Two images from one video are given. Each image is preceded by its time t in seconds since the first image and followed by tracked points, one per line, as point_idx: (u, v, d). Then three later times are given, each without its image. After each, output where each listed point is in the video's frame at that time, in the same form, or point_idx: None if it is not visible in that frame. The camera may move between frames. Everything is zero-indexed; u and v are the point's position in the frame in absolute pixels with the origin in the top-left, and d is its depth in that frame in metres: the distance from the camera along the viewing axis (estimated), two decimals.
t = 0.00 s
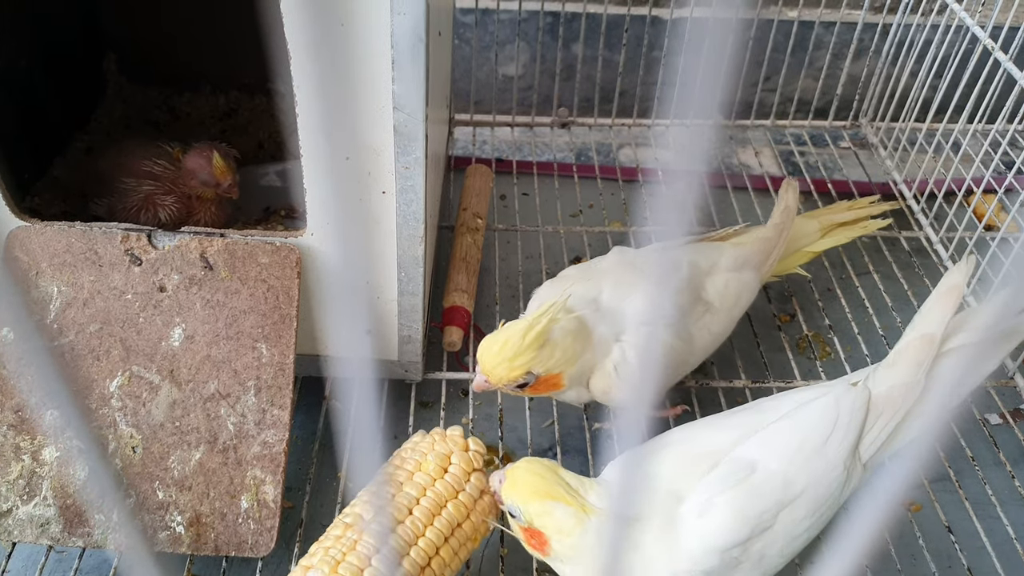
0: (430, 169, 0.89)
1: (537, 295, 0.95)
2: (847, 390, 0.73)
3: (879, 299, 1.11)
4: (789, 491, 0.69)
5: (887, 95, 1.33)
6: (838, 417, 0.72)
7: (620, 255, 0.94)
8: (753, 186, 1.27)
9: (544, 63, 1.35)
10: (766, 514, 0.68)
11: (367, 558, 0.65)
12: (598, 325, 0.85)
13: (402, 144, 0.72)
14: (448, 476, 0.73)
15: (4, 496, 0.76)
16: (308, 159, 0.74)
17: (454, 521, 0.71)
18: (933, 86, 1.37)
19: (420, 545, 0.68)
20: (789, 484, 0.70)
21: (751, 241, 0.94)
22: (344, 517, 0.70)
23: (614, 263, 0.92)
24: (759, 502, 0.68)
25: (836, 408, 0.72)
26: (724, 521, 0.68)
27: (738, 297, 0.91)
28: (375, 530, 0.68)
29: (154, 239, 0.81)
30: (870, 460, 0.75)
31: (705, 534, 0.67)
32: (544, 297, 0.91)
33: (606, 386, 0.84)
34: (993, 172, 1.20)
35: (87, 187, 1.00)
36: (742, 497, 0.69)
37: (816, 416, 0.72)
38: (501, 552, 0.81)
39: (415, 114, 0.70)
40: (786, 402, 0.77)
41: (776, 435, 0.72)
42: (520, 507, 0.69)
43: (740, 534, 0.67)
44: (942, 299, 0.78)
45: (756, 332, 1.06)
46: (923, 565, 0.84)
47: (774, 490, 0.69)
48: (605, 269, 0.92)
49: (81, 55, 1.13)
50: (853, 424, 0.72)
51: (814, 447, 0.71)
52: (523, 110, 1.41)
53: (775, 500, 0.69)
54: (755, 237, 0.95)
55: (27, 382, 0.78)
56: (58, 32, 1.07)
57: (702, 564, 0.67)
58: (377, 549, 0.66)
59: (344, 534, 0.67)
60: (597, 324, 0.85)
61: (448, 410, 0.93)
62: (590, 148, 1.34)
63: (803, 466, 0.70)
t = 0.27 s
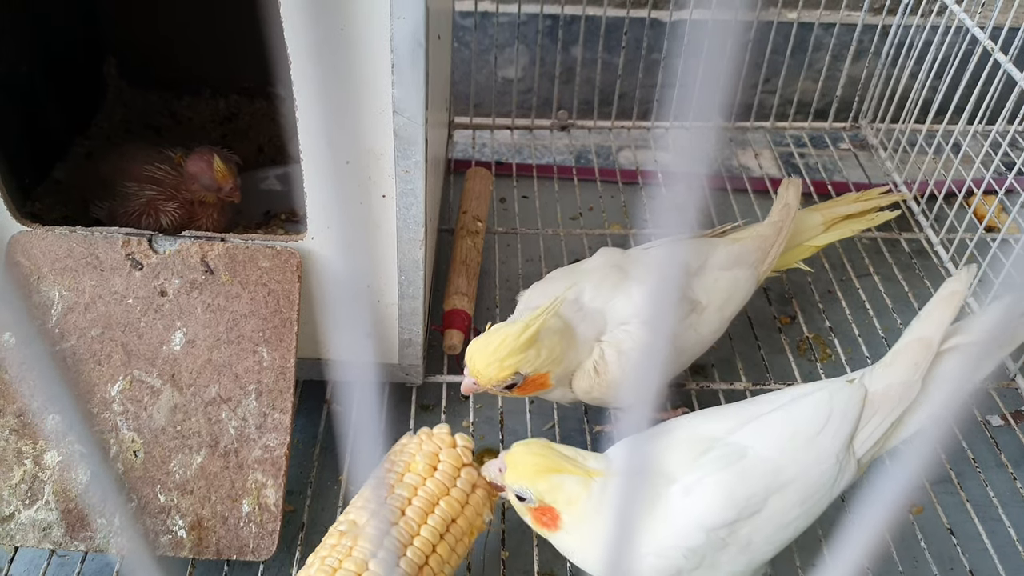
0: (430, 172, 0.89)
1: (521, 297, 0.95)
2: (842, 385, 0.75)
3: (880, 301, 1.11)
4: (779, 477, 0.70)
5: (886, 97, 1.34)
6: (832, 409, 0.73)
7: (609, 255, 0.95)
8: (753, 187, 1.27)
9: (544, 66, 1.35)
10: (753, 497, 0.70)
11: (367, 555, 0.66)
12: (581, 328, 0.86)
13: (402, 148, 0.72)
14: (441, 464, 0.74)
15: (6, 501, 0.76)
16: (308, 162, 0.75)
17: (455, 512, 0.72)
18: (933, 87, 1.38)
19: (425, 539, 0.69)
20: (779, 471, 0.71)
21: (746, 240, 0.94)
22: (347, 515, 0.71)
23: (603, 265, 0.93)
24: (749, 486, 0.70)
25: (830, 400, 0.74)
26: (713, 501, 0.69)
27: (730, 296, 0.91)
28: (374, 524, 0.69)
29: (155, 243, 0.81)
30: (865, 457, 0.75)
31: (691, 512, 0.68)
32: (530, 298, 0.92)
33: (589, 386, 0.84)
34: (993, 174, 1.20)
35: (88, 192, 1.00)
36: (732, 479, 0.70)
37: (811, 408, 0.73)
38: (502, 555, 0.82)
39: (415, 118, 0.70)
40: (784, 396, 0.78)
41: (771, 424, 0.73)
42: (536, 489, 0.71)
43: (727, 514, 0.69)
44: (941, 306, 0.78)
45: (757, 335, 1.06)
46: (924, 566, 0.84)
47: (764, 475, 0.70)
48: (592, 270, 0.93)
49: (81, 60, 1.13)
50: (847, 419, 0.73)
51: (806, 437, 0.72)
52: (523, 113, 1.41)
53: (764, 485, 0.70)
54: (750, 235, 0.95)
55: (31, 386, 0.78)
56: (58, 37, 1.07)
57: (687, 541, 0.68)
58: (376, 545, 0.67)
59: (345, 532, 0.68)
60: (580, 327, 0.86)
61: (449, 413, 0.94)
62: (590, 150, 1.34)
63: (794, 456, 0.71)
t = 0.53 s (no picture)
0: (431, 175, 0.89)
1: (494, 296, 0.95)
2: (836, 372, 0.76)
3: (881, 300, 1.11)
4: (768, 458, 0.72)
5: (886, 96, 1.34)
6: (825, 393, 0.74)
7: (581, 252, 0.97)
8: (753, 187, 1.27)
9: (543, 67, 1.35)
10: (743, 475, 0.71)
11: (365, 537, 0.69)
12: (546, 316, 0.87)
13: (403, 151, 0.72)
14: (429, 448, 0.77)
15: (12, 505, 0.76)
16: (309, 167, 0.75)
17: (444, 497, 0.76)
18: (933, 86, 1.38)
19: (419, 523, 0.73)
20: (770, 452, 0.72)
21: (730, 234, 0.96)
22: (345, 487, 0.74)
23: (574, 258, 0.95)
24: (738, 466, 0.71)
25: (824, 387, 0.75)
26: (702, 478, 0.70)
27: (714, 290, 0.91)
28: (375, 505, 0.72)
29: (158, 248, 0.81)
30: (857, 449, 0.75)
31: (681, 489, 0.70)
32: (505, 293, 0.93)
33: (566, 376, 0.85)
34: (993, 173, 1.20)
35: (90, 196, 1.01)
36: (721, 458, 0.71)
37: (805, 395, 0.74)
38: (505, 557, 0.82)
39: (416, 121, 0.70)
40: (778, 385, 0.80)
41: (764, 409, 0.75)
42: (517, 476, 0.69)
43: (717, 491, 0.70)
44: (942, 303, 0.78)
45: (757, 335, 1.06)
46: (926, 565, 0.84)
47: (753, 455, 0.72)
48: (567, 262, 0.95)
49: (82, 65, 1.14)
50: (840, 407, 0.74)
51: (797, 421, 0.73)
52: (523, 115, 1.41)
53: (755, 465, 0.71)
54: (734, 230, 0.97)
55: (39, 391, 0.79)
56: (59, 41, 1.08)
57: (675, 515, 0.70)
58: (374, 528, 0.70)
59: (343, 509, 0.72)
60: (539, 313, 0.88)
61: (451, 415, 0.94)
62: (590, 151, 1.35)
63: (785, 441, 0.72)
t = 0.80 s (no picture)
0: (432, 180, 0.90)
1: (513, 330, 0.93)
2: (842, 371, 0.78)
3: (882, 302, 1.12)
4: (815, 473, 0.73)
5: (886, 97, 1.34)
6: (846, 401, 0.76)
7: (602, 276, 0.94)
8: (753, 189, 1.27)
9: (543, 71, 1.36)
10: (803, 495, 0.72)
11: (381, 549, 0.70)
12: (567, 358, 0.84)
13: (405, 158, 0.73)
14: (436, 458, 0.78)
15: (19, 512, 0.77)
16: (311, 173, 0.76)
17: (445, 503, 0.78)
18: (933, 86, 1.38)
19: (422, 531, 0.75)
20: (816, 466, 0.73)
21: (743, 255, 0.94)
22: (356, 492, 0.73)
23: (593, 286, 0.92)
24: (793, 485, 0.72)
25: (844, 392, 0.76)
26: (769, 505, 0.70)
27: (723, 313, 0.89)
28: (392, 517, 0.72)
29: (161, 255, 0.82)
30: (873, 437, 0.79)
31: (749, 518, 0.70)
32: (523, 328, 0.90)
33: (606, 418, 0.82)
34: (994, 173, 1.21)
35: (94, 204, 1.02)
36: (777, 481, 0.72)
37: (825, 402, 0.76)
38: (509, 560, 0.82)
39: (417, 129, 0.71)
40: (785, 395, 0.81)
41: (793, 422, 0.76)
42: (559, 417, 0.77)
43: (784, 514, 0.70)
44: (914, 285, 0.85)
45: (759, 337, 1.07)
46: (929, 567, 0.85)
47: (803, 473, 0.72)
48: (582, 293, 0.92)
49: (84, 73, 1.15)
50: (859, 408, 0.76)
51: (830, 429, 0.75)
52: (523, 118, 1.42)
53: (807, 482, 0.72)
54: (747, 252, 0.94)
55: (44, 398, 0.80)
56: (60, 49, 1.08)
57: (751, 547, 0.69)
58: (389, 540, 0.71)
59: (358, 519, 0.71)
60: (575, 361, 0.84)
61: (454, 419, 0.94)
62: (590, 154, 1.35)
63: (825, 449, 0.74)
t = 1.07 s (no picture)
0: (435, 186, 0.91)
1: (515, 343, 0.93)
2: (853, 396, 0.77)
3: (884, 302, 1.12)
4: (814, 500, 0.72)
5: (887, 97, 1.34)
6: (853, 425, 0.75)
7: (604, 290, 0.94)
8: (754, 191, 1.28)
9: (544, 74, 1.36)
10: (798, 524, 0.71)
11: (383, 551, 0.70)
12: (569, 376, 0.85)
13: (408, 166, 0.73)
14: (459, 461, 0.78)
15: (28, 519, 0.78)
16: (315, 182, 0.76)
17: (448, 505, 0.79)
18: (934, 86, 1.38)
19: (425, 533, 0.76)
20: (814, 494, 0.72)
21: (748, 266, 0.93)
22: (358, 494, 0.73)
23: (595, 302, 0.92)
24: (788, 514, 0.71)
25: (849, 417, 0.75)
26: (759, 535, 0.70)
27: (728, 326, 0.88)
28: (393, 519, 0.73)
29: (167, 264, 0.82)
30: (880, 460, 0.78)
31: (737, 548, 0.69)
32: (524, 339, 0.91)
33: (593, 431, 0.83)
34: (995, 173, 1.21)
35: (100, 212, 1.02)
36: (774, 508, 0.71)
37: (830, 428, 0.75)
38: (514, 564, 0.83)
39: (420, 137, 0.71)
40: (795, 413, 0.79)
41: (796, 446, 0.75)
42: (541, 404, 0.80)
43: (776, 543, 0.70)
44: (937, 304, 0.80)
45: (761, 339, 1.07)
46: (932, 569, 0.85)
47: (801, 501, 0.71)
48: (588, 308, 0.92)
49: (87, 81, 1.15)
50: (864, 435, 0.75)
51: (832, 455, 0.74)
52: (524, 121, 1.42)
53: (804, 510, 0.71)
54: (752, 262, 0.94)
55: (52, 406, 0.80)
56: (63, 59, 1.09)
57: None
58: (393, 543, 0.72)
59: (360, 521, 0.72)
60: (568, 372, 0.85)
61: (458, 423, 0.95)
62: (591, 156, 1.36)
63: (826, 477, 0.73)
